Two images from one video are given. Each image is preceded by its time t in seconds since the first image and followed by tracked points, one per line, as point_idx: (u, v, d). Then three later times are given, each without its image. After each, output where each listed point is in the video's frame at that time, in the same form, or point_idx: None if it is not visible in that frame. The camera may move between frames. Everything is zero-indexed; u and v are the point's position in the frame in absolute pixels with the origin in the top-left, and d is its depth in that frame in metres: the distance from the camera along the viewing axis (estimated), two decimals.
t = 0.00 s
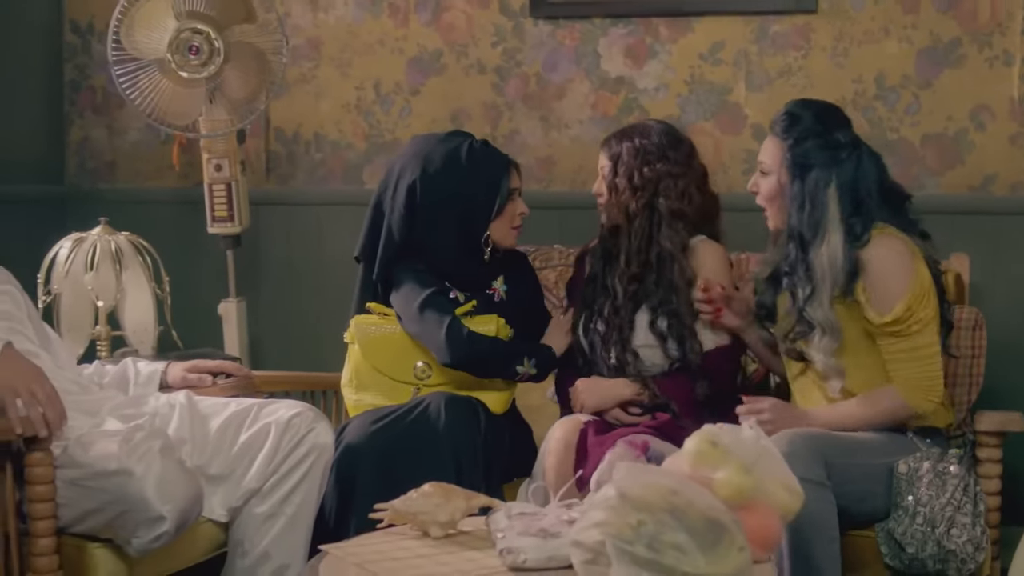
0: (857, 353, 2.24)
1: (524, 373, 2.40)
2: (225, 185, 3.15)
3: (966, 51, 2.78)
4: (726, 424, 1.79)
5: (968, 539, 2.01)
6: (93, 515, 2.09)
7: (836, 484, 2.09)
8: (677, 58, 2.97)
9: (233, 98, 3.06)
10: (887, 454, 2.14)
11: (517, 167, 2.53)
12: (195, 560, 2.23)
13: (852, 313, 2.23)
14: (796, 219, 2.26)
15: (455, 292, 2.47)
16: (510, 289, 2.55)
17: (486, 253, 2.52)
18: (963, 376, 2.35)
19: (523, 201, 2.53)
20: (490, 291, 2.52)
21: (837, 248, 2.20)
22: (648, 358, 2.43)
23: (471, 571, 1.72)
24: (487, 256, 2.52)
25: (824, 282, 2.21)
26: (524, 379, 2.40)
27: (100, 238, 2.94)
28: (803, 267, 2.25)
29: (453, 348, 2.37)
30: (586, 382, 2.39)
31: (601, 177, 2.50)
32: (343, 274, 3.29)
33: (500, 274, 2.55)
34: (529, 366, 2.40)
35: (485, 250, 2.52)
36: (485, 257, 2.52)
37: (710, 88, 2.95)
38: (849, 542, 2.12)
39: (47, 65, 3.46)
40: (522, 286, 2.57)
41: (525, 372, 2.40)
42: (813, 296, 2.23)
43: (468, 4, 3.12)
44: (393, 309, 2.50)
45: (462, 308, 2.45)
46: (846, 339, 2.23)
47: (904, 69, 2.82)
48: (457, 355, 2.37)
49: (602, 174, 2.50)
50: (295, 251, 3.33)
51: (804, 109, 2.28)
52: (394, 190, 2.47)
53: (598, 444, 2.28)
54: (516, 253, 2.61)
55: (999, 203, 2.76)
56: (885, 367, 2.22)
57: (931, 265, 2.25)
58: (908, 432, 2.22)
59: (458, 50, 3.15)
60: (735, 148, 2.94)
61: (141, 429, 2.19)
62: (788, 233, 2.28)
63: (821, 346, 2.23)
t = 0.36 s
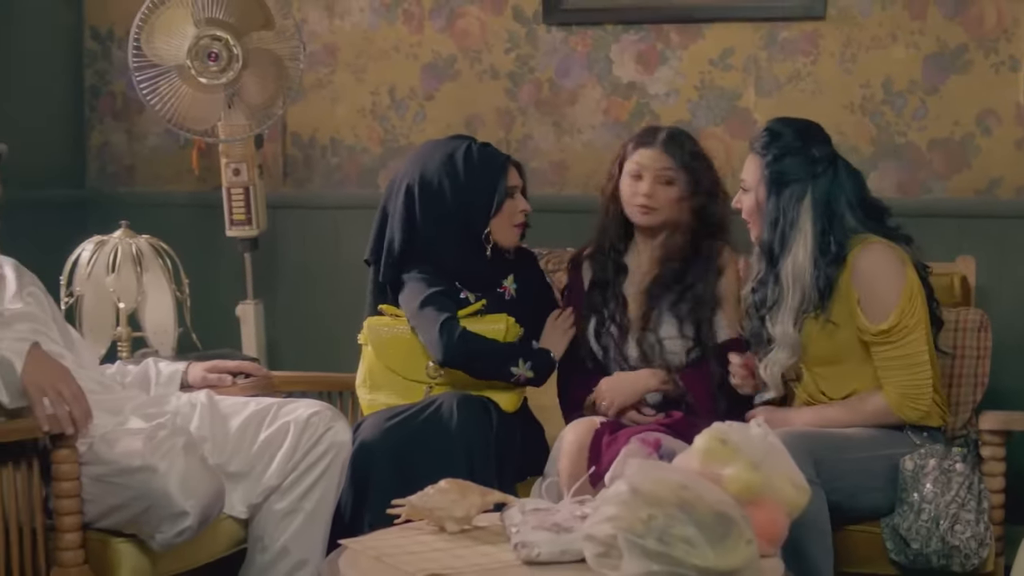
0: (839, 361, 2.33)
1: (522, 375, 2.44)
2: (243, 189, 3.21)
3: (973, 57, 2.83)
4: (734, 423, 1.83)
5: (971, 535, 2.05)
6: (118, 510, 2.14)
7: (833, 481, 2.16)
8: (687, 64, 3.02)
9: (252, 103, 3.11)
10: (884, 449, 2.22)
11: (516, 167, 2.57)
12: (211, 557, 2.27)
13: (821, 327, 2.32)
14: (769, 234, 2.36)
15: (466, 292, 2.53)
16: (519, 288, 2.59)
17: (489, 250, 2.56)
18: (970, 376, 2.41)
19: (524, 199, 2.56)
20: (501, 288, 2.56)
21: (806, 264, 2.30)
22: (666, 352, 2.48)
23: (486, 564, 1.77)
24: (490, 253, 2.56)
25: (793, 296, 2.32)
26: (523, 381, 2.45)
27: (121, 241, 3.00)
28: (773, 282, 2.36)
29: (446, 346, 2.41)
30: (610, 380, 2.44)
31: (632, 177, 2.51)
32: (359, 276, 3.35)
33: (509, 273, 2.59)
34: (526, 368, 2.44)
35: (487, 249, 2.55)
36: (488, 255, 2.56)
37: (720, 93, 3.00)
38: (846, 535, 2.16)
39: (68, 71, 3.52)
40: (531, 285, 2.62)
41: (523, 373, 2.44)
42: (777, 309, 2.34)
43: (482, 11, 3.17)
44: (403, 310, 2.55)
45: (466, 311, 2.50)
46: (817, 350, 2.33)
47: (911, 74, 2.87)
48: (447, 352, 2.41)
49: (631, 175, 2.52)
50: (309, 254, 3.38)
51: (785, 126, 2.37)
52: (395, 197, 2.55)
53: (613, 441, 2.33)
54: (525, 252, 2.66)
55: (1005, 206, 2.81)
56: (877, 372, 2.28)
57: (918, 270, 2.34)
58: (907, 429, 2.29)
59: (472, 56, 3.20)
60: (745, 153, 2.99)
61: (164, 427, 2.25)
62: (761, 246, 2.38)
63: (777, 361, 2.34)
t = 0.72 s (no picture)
0: (851, 364, 2.36)
1: (555, 337, 2.51)
2: (262, 193, 3.26)
3: (981, 62, 2.89)
4: (745, 420, 1.88)
5: (977, 532, 2.12)
6: (143, 505, 2.20)
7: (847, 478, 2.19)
8: (699, 70, 3.07)
9: (270, 108, 3.17)
10: (897, 450, 2.23)
11: (529, 171, 2.61)
12: (234, 551, 2.34)
13: (838, 328, 2.35)
14: (786, 231, 2.39)
15: (492, 296, 2.57)
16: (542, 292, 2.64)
17: (495, 253, 2.59)
18: (976, 377, 2.46)
19: (535, 202, 2.59)
20: (526, 293, 2.61)
21: (820, 264, 2.33)
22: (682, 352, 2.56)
23: (502, 558, 1.82)
24: (497, 256, 2.59)
25: (809, 296, 2.34)
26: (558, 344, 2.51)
27: (143, 243, 3.06)
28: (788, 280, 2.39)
29: (484, 345, 2.48)
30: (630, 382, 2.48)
31: (664, 185, 2.58)
32: (376, 278, 3.41)
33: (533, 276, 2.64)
34: (558, 329, 2.51)
35: (494, 250, 2.59)
36: (495, 259, 2.59)
37: (732, 98, 3.05)
38: (859, 534, 2.21)
39: (90, 77, 3.59)
40: (552, 286, 2.67)
41: (557, 335, 2.51)
42: (794, 306, 2.37)
43: (497, 17, 3.23)
44: (428, 309, 2.61)
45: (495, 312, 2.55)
46: (834, 350, 2.36)
47: (919, 80, 2.92)
48: (490, 352, 2.48)
49: (658, 182, 2.58)
50: (326, 257, 3.44)
51: (813, 128, 2.40)
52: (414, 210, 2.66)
53: (622, 444, 2.39)
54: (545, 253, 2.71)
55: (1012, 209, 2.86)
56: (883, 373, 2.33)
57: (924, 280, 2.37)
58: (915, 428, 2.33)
59: (487, 62, 3.25)
60: (756, 157, 3.04)
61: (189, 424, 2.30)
62: (778, 242, 2.42)
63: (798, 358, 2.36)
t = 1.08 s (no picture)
0: (864, 361, 2.40)
1: (563, 341, 2.55)
2: (279, 196, 3.32)
3: (987, 67, 2.93)
4: (753, 418, 1.93)
5: (980, 528, 2.15)
6: (166, 501, 2.25)
7: (854, 475, 2.24)
8: (709, 74, 3.11)
9: (288, 113, 3.23)
10: (899, 446, 2.29)
11: (540, 176, 2.65)
12: (254, 546, 2.39)
13: (853, 324, 2.40)
14: (794, 235, 2.45)
15: (503, 297, 2.64)
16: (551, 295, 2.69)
17: (502, 256, 2.64)
18: (981, 377, 2.51)
19: (542, 208, 2.63)
20: (535, 295, 2.67)
21: (829, 264, 2.39)
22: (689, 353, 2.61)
23: (516, 551, 1.87)
24: (502, 259, 2.64)
25: (822, 294, 2.39)
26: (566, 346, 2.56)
27: (162, 245, 3.12)
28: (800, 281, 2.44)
29: (493, 345, 2.53)
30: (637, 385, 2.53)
31: (669, 190, 2.63)
32: (391, 280, 3.46)
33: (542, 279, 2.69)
34: (566, 333, 2.56)
35: (501, 253, 2.65)
36: (501, 262, 2.64)
37: (741, 103, 3.09)
38: (863, 529, 2.27)
39: (109, 82, 3.65)
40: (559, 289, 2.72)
41: (565, 338, 2.55)
42: (807, 306, 2.42)
43: (510, 23, 3.28)
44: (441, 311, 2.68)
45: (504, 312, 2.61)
46: (849, 347, 2.41)
47: (926, 85, 2.97)
48: (499, 351, 2.53)
49: (662, 188, 2.63)
50: (342, 259, 3.49)
51: (811, 132, 2.45)
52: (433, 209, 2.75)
53: (632, 442, 2.44)
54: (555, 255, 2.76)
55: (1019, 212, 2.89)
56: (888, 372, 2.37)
57: (937, 275, 2.41)
58: (921, 427, 2.37)
59: (500, 67, 3.30)
60: (765, 161, 3.09)
61: (211, 422, 2.37)
62: (788, 247, 2.48)
63: (817, 356, 2.42)
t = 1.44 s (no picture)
0: (872, 361, 2.45)
1: (566, 343, 2.60)
2: (292, 200, 3.37)
3: (990, 73, 2.97)
4: (758, 417, 1.97)
5: (982, 526, 2.21)
6: (185, 498, 2.30)
7: (859, 474, 2.28)
8: (716, 80, 3.16)
9: (301, 118, 3.28)
10: (905, 446, 2.33)
11: (536, 179, 2.70)
12: (269, 544, 2.44)
13: (866, 324, 2.44)
14: (809, 235, 2.50)
15: (507, 299, 2.70)
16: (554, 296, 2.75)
17: (501, 258, 2.69)
18: (983, 378, 2.55)
19: (539, 211, 2.68)
20: (538, 296, 2.73)
21: (841, 262, 2.44)
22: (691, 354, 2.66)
23: (527, 547, 1.92)
24: (500, 261, 2.69)
25: (833, 292, 2.44)
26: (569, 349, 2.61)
27: (179, 249, 3.18)
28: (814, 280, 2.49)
29: (496, 346, 2.58)
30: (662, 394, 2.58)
31: (670, 196, 2.68)
32: (401, 282, 3.51)
33: (545, 281, 2.75)
34: (569, 336, 2.61)
35: (499, 255, 2.70)
36: (500, 265, 2.70)
37: (748, 108, 3.14)
38: (870, 528, 2.30)
39: (125, 88, 3.71)
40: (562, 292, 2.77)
41: (568, 341, 2.61)
42: (819, 305, 2.48)
43: (520, 29, 3.33)
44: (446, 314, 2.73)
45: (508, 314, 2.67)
46: (860, 346, 2.45)
47: (930, 90, 3.01)
48: (500, 352, 2.58)
49: (663, 193, 2.68)
50: (355, 262, 3.55)
51: (826, 135, 2.50)
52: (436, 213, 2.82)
53: (641, 441, 2.49)
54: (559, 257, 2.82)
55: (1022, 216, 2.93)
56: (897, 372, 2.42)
57: (949, 277, 2.45)
58: (926, 427, 2.41)
59: (510, 73, 3.36)
60: (771, 165, 3.14)
61: (228, 421, 2.43)
62: (803, 249, 2.53)
63: (827, 354, 2.46)
